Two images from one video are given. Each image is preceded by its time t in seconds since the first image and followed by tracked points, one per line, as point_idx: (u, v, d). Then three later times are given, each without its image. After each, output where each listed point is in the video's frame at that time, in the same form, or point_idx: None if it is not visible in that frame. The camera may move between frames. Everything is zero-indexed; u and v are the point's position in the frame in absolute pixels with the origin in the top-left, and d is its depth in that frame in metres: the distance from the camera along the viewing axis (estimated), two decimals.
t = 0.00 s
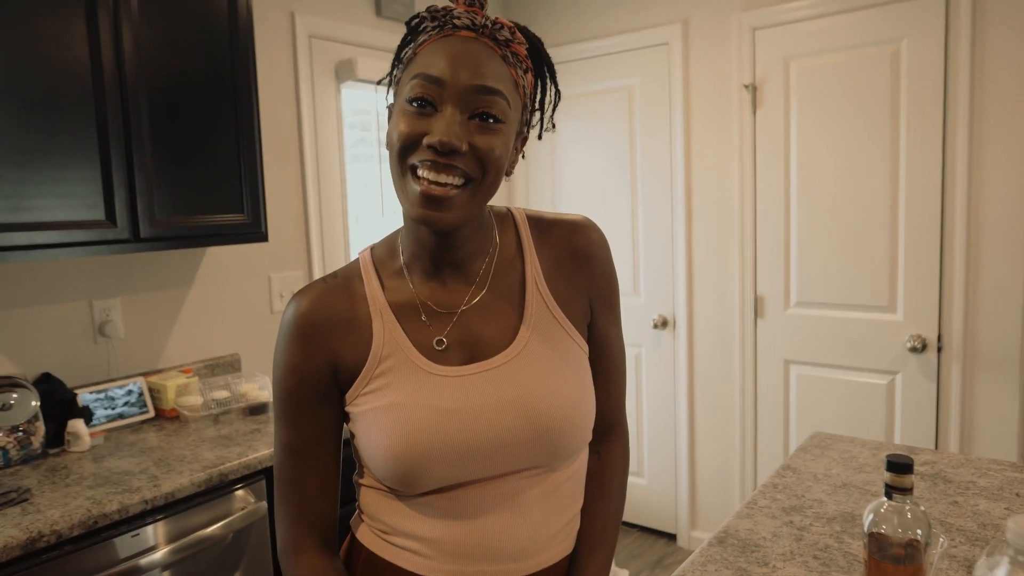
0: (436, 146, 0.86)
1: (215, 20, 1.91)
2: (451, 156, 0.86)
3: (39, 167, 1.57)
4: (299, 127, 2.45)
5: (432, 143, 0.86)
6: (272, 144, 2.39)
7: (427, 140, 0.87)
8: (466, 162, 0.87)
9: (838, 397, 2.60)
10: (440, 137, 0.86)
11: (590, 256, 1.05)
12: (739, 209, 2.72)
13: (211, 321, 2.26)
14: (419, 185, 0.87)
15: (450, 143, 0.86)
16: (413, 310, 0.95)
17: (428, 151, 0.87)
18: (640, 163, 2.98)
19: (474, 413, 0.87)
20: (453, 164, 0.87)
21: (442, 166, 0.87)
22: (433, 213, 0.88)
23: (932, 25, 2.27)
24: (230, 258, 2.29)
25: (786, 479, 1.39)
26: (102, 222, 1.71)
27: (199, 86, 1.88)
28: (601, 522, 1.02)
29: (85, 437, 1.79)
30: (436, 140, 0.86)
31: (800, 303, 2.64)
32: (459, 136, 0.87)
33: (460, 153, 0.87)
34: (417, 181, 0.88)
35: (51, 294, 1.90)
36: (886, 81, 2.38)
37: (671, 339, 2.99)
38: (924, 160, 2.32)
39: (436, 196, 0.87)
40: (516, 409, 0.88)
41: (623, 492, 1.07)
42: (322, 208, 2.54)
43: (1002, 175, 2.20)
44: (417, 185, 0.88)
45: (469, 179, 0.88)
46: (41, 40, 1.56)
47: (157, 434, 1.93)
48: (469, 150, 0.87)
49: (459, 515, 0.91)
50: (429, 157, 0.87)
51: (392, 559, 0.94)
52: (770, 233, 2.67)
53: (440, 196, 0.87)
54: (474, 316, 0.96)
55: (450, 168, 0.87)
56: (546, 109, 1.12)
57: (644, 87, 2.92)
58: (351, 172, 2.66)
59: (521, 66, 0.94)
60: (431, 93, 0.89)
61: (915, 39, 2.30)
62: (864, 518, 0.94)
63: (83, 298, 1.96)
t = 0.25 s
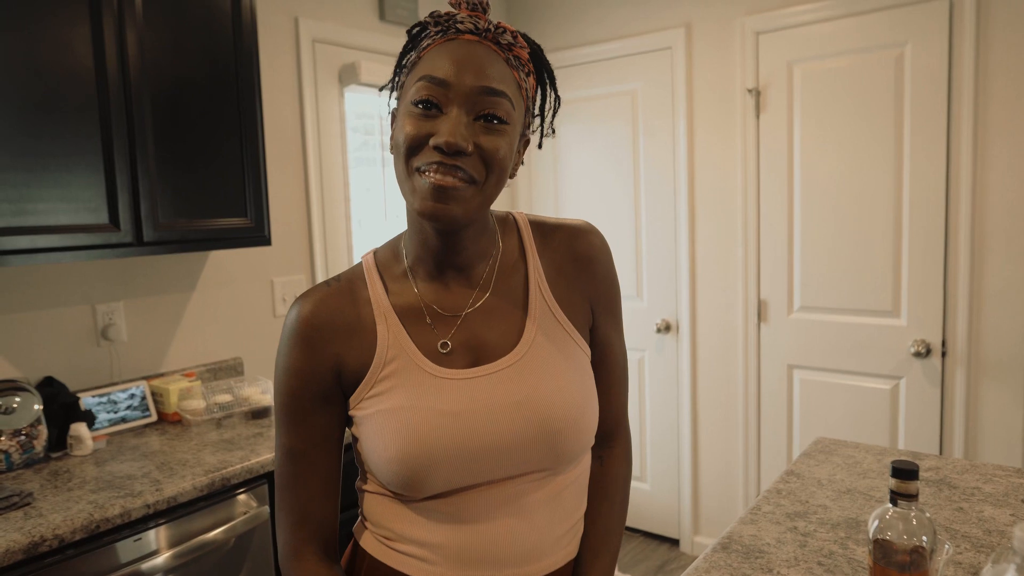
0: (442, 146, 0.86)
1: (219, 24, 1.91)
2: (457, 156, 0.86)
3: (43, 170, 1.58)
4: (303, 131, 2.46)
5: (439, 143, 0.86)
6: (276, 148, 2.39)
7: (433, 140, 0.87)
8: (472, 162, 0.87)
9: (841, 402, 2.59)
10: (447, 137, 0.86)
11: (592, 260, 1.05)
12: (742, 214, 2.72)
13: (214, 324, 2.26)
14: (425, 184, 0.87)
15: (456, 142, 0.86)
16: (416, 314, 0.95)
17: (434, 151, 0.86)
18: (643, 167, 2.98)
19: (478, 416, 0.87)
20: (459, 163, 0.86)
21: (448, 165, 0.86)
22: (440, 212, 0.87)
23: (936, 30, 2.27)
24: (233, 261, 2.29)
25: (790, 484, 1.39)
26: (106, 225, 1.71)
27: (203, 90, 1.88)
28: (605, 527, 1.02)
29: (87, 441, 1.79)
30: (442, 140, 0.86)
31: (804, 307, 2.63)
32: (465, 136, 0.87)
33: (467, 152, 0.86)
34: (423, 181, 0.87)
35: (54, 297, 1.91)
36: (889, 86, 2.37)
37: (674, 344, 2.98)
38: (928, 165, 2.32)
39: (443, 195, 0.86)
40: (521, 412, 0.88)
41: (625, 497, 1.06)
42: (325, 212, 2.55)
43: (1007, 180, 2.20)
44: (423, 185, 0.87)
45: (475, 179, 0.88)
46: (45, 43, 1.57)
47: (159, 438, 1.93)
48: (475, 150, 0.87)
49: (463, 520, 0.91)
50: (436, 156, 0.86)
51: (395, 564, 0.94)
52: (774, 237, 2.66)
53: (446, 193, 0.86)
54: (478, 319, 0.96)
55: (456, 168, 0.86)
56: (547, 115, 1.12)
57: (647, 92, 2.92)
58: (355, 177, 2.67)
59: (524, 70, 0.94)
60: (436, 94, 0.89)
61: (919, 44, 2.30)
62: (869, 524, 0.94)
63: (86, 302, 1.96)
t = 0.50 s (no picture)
0: (448, 145, 0.86)
1: (222, 26, 1.92)
2: (462, 155, 0.86)
3: (46, 172, 1.58)
4: (305, 132, 2.46)
5: (444, 142, 0.86)
6: (278, 149, 2.39)
7: (438, 139, 0.87)
8: (476, 160, 0.88)
9: (841, 405, 2.59)
10: (451, 137, 0.86)
11: (595, 262, 1.05)
12: (744, 216, 2.72)
13: (216, 326, 2.26)
14: (431, 182, 0.87)
15: (461, 141, 0.86)
16: (419, 316, 0.95)
17: (440, 150, 0.87)
18: (644, 170, 2.99)
19: (482, 419, 0.87)
20: (464, 162, 0.87)
21: (453, 164, 0.86)
22: (445, 210, 0.88)
23: (937, 33, 2.27)
24: (235, 263, 2.30)
25: (792, 487, 1.39)
26: (109, 227, 1.71)
27: (205, 92, 1.89)
28: (607, 530, 1.02)
29: (89, 441, 1.79)
30: (447, 140, 0.86)
31: (805, 310, 2.64)
32: (470, 135, 0.87)
33: (471, 151, 0.87)
34: (428, 179, 0.87)
35: (57, 298, 1.91)
36: (891, 90, 2.38)
37: (675, 346, 2.98)
38: (929, 168, 2.32)
39: (448, 194, 0.87)
40: (523, 414, 0.88)
41: (628, 500, 1.06)
42: (326, 214, 2.55)
43: (1008, 183, 2.20)
44: (428, 183, 0.87)
45: (480, 178, 0.88)
46: (48, 45, 1.57)
47: (161, 439, 1.93)
48: (480, 149, 0.88)
49: (465, 522, 0.91)
50: (440, 155, 0.87)
51: (398, 566, 0.94)
52: (774, 240, 2.67)
53: (451, 192, 0.87)
54: (481, 322, 0.96)
55: (461, 167, 0.87)
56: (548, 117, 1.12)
57: (648, 94, 2.93)
58: (356, 178, 2.67)
59: (525, 72, 0.94)
60: (440, 94, 0.89)
61: (920, 48, 2.30)
62: (870, 526, 0.94)
63: (88, 303, 1.97)
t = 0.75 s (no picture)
0: (449, 147, 0.86)
1: (223, 27, 1.92)
2: (463, 156, 0.86)
3: (47, 172, 1.58)
4: (305, 133, 2.46)
5: (445, 144, 0.86)
6: (279, 150, 2.39)
7: (440, 141, 0.87)
8: (478, 162, 0.87)
9: (843, 406, 2.59)
10: (453, 138, 0.86)
11: (595, 262, 1.05)
12: (745, 217, 2.72)
13: (217, 326, 2.26)
14: (432, 184, 0.87)
15: (462, 142, 0.86)
16: (419, 317, 0.95)
17: (441, 152, 0.87)
18: (645, 171, 2.98)
19: (481, 421, 0.87)
20: (465, 164, 0.86)
21: (454, 166, 0.86)
22: (447, 212, 0.87)
23: (939, 34, 2.27)
24: (236, 263, 2.30)
25: (793, 487, 1.38)
26: (110, 227, 1.71)
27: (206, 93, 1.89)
28: (609, 531, 1.02)
29: (89, 442, 1.79)
30: (449, 141, 0.86)
31: (807, 311, 2.63)
32: (472, 136, 0.87)
33: (472, 152, 0.87)
34: (429, 181, 0.87)
35: (58, 299, 1.91)
36: (892, 90, 2.38)
37: (676, 347, 2.98)
38: (931, 169, 2.32)
39: (450, 195, 0.87)
40: (523, 416, 0.88)
41: (630, 500, 1.06)
42: (327, 215, 2.55)
43: (1010, 183, 2.20)
44: (429, 185, 0.87)
45: (481, 179, 0.88)
46: (50, 46, 1.57)
47: (162, 440, 1.92)
48: (481, 150, 0.87)
49: (465, 524, 0.91)
50: (442, 157, 0.86)
51: (398, 568, 0.94)
52: (776, 241, 2.66)
53: (454, 194, 0.87)
54: (481, 323, 0.96)
55: (462, 168, 0.86)
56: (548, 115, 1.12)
57: (649, 95, 2.92)
58: (357, 179, 2.67)
59: (525, 70, 0.94)
60: (440, 95, 0.89)
61: (922, 48, 2.30)
62: (873, 527, 0.94)
63: (89, 303, 1.97)
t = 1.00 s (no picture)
0: (457, 153, 0.86)
1: (224, 27, 1.92)
2: (472, 163, 0.87)
3: (48, 173, 1.58)
4: (307, 134, 2.46)
5: (454, 150, 0.86)
6: (280, 151, 2.39)
7: (447, 147, 0.87)
8: (486, 167, 0.88)
9: (844, 406, 2.58)
10: (461, 145, 0.86)
11: (594, 261, 1.05)
12: (746, 217, 2.71)
13: (218, 327, 2.26)
14: (440, 190, 0.87)
15: (471, 149, 0.86)
16: (419, 318, 0.95)
17: (449, 158, 0.87)
18: (646, 171, 2.98)
19: (482, 421, 0.87)
20: (473, 170, 0.87)
21: (463, 173, 0.86)
22: (455, 217, 0.88)
23: (941, 34, 2.27)
24: (237, 264, 2.30)
25: (796, 488, 1.38)
26: (111, 228, 1.71)
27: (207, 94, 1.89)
28: (611, 531, 1.02)
29: (91, 443, 1.79)
30: (458, 147, 0.86)
31: (808, 311, 2.63)
32: (480, 142, 0.87)
33: (481, 159, 0.87)
34: (437, 187, 0.87)
35: (59, 300, 1.91)
36: (894, 90, 2.37)
37: (678, 348, 2.97)
38: (933, 169, 2.32)
39: (460, 202, 0.87)
40: (524, 416, 0.88)
41: (632, 501, 1.06)
42: (328, 216, 2.55)
43: (1012, 183, 2.19)
44: (437, 191, 0.87)
45: (489, 184, 0.88)
46: (51, 47, 1.57)
47: (163, 440, 1.92)
48: (489, 155, 0.88)
49: (466, 524, 0.90)
50: (451, 164, 0.86)
51: (399, 570, 0.94)
52: (777, 241, 2.66)
53: (464, 200, 0.87)
54: (481, 323, 0.96)
55: (470, 175, 0.87)
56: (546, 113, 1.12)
57: (650, 96, 2.92)
58: (358, 180, 2.67)
59: (523, 69, 0.94)
60: (445, 100, 0.88)
61: (924, 48, 2.30)
62: (875, 528, 0.93)
63: (90, 304, 1.97)
